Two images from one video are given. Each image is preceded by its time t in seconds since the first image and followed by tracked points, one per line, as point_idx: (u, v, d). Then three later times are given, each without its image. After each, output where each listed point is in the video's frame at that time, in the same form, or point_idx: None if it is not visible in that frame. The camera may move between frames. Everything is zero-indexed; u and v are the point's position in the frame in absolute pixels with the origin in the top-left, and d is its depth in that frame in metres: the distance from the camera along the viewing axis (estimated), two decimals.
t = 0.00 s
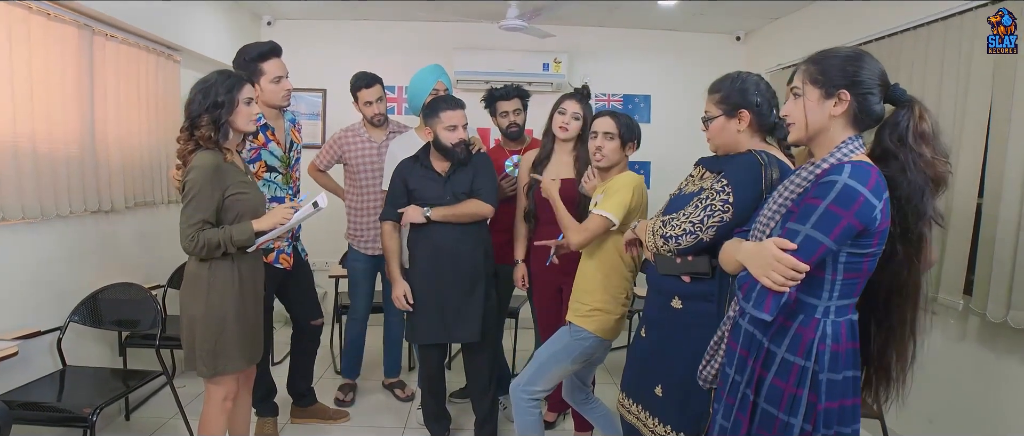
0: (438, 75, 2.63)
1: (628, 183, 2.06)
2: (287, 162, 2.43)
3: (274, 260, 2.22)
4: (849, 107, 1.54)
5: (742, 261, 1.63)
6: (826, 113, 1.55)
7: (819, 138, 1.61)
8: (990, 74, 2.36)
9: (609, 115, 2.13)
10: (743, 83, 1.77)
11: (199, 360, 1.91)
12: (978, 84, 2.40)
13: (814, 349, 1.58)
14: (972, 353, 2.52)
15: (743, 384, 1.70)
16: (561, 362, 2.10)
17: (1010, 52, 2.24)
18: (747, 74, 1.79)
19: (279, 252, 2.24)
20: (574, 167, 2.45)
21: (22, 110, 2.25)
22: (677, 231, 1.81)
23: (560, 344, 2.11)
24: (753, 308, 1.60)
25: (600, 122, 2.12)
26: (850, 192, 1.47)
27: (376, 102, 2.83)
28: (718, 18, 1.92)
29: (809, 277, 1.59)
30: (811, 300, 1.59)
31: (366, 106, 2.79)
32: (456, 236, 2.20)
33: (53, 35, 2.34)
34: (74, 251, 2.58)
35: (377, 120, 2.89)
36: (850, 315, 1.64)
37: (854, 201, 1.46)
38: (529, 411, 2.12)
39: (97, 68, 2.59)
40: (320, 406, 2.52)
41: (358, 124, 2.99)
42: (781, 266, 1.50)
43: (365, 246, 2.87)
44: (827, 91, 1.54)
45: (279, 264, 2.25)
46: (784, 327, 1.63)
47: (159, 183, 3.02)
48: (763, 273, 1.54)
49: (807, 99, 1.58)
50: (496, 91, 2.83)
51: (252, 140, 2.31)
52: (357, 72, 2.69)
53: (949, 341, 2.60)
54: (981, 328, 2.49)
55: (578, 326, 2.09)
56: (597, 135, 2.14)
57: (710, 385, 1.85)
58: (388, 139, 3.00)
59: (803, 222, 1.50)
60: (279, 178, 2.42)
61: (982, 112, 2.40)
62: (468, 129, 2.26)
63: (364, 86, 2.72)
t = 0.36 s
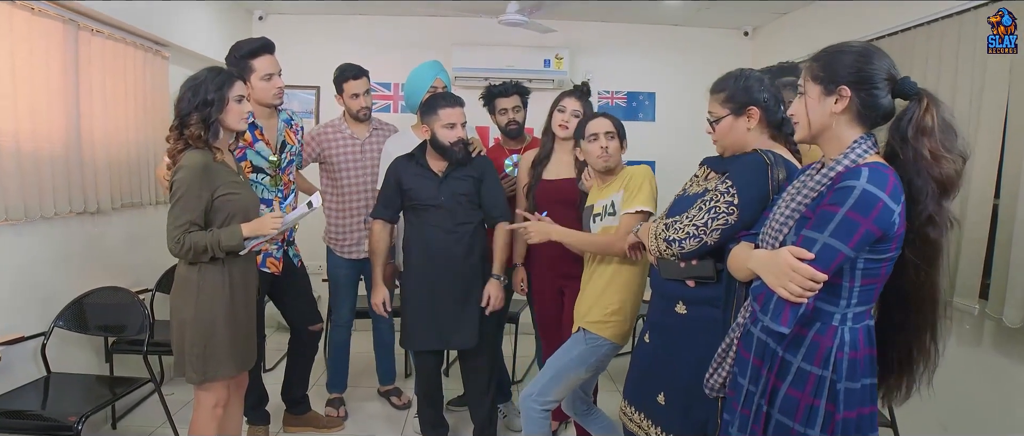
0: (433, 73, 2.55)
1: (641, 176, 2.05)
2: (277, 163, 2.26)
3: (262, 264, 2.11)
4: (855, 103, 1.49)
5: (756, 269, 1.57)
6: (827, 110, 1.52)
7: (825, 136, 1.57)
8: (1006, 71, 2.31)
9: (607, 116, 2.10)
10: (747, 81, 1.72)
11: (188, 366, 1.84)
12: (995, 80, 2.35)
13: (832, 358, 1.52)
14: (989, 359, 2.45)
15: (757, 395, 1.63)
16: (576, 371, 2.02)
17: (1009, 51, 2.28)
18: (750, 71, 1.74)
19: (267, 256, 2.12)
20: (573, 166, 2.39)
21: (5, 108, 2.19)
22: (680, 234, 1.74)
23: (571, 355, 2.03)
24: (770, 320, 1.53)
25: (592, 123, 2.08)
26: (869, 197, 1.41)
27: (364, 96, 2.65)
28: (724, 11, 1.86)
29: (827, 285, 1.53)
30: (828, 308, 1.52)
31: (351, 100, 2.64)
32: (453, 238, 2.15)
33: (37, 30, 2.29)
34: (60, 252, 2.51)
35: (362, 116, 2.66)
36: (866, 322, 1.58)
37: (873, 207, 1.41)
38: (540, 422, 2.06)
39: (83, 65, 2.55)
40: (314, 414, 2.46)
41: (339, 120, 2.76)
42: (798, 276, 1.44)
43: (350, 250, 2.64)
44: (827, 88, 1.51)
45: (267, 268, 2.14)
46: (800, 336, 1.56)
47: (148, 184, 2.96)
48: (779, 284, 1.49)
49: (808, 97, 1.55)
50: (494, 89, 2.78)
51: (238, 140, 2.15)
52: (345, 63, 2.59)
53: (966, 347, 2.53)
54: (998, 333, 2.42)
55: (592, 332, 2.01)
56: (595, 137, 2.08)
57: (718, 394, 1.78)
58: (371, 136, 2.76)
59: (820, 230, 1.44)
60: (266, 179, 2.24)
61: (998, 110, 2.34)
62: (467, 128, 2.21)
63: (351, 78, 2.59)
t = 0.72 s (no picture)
0: (431, 71, 2.49)
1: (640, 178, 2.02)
2: (269, 168, 2.19)
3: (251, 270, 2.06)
4: (868, 99, 1.43)
5: (762, 271, 1.52)
6: (834, 110, 1.47)
7: (835, 136, 1.51)
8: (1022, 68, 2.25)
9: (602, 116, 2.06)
10: (753, 77, 1.65)
11: (176, 372, 1.78)
12: (1010, 78, 2.30)
13: (839, 365, 1.46)
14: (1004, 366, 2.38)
15: (763, 402, 1.57)
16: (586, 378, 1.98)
17: (1009, 52, 2.28)
18: (759, 66, 1.69)
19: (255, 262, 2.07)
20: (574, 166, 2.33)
21: None
22: (703, 241, 1.58)
23: (578, 365, 1.97)
24: (775, 324, 1.48)
25: (588, 124, 2.01)
26: (880, 199, 1.35)
27: (347, 92, 2.59)
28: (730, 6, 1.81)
29: (836, 289, 1.47)
30: (836, 313, 1.47)
31: (335, 95, 2.56)
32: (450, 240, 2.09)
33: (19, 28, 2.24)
34: (46, 255, 2.45)
35: (346, 112, 2.60)
36: (876, 328, 1.52)
37: (884, 209, 1.35)
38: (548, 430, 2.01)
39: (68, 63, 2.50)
40: (308, 421, 2.39)
41: (322, 117, 2.65)
42: (806, 279, 1.39)
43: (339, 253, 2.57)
44: (834, 86, 1.45)
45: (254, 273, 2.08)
46: (806, 341, 1.51)
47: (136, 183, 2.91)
48: (785, 287, 1.44)
49: (816, 96, 1.50)
50: (491, 87, 2.73)
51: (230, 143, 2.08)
52: (325, 59, 2.54)
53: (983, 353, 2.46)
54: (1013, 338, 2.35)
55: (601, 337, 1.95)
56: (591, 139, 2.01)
57: (723, 401, 1.71)
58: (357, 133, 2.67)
59: (829, 232, 1.39)
60: (258, 185, 2.17)
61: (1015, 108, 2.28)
62: (466, 127, 2.15)
63: (334, 72, 2.52)
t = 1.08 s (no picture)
0: (427, 70, 2.41)
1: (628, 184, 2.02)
2: (263, 171, 2.14)
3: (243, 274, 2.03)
4: (879, 97, 1.37)
5: (770, 276, 1.47)
6: (842, 110, 1.41)
7: (845, 136, 1.45)
8: None
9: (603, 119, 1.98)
10: (769, 69, 1.60)
11: (164, 378, 1.72)
12: None
13: (850, 372, 1.40)
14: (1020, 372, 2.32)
15: (769, 409, 1.51)
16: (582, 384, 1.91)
17: (1009, 51, 2.29)
18: (776, 58, 1.63)
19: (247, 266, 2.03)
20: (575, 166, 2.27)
21: None
22: (709, 257, 1.56)
23: (573, 373, 1.90)
24: (783, 329, 1.44)
25: (587, 124, 1.95)
26: (892, 201, 1.29)
27: (339, 88, 2.51)
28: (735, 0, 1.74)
29: (846, 295, 1.41)
30: (847, 319, 1.41)
31: (327, 93, 2.50)
32: (447, 245, 2.04)
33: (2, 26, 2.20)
34: (31, 259, 2.40)
35: (339, 110, 2.53)
36: (890, 334, 1.46)
37: (896, 212, 1.29)
38: None
39: (53, 61, 2.45)
40: (301, 429, 2.33)
41: (314, 115, 2.60)
42: (814, 284, 1.34)
43: (334, 257, 2.52)
44: (843, 86, 1.39)
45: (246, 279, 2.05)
46: (816, 347, 1.45)
47: (120, 185, 2.88)
48: (793, 291, 1.39)
49: (824, 96, 1.44)
50: (491, 84, 2.67)
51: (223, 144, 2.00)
52: (317, 54, 2.47)
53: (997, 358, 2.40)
54: None
55: (600, 346, 1.89)
56: (591, 138, 1.95)
57: (732, 407, 1.65)
58: (349, 134, 2.61)
59: (838, 235, 1.34)
60: (252, 188, 2.12)
61: None
62: (463, 126, 2.10)
63: (325, 69, 2.46)
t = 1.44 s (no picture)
0: (424, 67, 2.37)
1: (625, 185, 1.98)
2: (257, 170, 2.07)
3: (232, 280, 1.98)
4: (892, 95, 1.31)
5: (781, 279, 1.41)
6: (857, 109, 1.35)
7: (860, 136, 1.39)
8: None
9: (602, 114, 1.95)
10: (789, 68, 1.55)
11: (153, 384, 1.66)
12: None
13: (866, 380, 1.35)
14: None
15: (782, 419, 1.46)
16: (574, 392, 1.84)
17: (1010, 52, 2.29)
18: (794, 58, 1.59)
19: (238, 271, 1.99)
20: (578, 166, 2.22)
21: None
22: (719, 261, 1.53)
23: (565, 383, 1.83)
24: (795, 335, 1.38)
25: (588, 116, 1.91)
26: (909, 201, 1.24)
27: (334, 86, 2.47)
28: None
29: (861, 299, 1.36)
30: (862, 324, 1.36)
31: (321, 91, 2.44)
32: (446, 247, 1.98)
33: None
34: (16, 261, 2.35)
35: (334, 108, 2.48)
36: (906, 340, 1.40)
37: (913, 212, 1.23)
38: None
39: (38, 58, 2.41)
40: None
41: (309, 114, 2.53)
42: (828, 287, 1.29)
43: (330, 260, 2.46)
44: (856, 84, 1.34)
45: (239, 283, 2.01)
46: (830, 354, 1.40)
47: (108, 185, 2.83)
48: (805, 295, 1.34)
49: (836, 95, 1.39)
50: (489, 82, 2.62)
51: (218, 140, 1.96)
52: (310, 51, 2.42)
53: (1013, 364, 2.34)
54: None
55: (595, 355, 1.84)
56: (592, 132, 1.90)
57: (741, 417, 1.60)
58: (345, 133, 2.55)
59: (852, 237, 1.28)
60: (246, 188, 2.06)
61: None
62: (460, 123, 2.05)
63: (318, 67, 2.41)
